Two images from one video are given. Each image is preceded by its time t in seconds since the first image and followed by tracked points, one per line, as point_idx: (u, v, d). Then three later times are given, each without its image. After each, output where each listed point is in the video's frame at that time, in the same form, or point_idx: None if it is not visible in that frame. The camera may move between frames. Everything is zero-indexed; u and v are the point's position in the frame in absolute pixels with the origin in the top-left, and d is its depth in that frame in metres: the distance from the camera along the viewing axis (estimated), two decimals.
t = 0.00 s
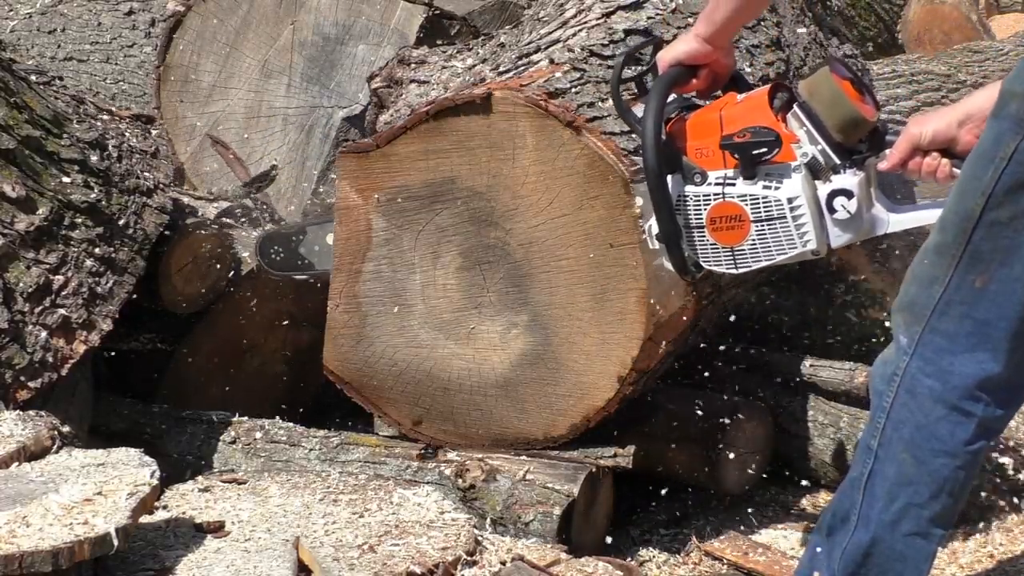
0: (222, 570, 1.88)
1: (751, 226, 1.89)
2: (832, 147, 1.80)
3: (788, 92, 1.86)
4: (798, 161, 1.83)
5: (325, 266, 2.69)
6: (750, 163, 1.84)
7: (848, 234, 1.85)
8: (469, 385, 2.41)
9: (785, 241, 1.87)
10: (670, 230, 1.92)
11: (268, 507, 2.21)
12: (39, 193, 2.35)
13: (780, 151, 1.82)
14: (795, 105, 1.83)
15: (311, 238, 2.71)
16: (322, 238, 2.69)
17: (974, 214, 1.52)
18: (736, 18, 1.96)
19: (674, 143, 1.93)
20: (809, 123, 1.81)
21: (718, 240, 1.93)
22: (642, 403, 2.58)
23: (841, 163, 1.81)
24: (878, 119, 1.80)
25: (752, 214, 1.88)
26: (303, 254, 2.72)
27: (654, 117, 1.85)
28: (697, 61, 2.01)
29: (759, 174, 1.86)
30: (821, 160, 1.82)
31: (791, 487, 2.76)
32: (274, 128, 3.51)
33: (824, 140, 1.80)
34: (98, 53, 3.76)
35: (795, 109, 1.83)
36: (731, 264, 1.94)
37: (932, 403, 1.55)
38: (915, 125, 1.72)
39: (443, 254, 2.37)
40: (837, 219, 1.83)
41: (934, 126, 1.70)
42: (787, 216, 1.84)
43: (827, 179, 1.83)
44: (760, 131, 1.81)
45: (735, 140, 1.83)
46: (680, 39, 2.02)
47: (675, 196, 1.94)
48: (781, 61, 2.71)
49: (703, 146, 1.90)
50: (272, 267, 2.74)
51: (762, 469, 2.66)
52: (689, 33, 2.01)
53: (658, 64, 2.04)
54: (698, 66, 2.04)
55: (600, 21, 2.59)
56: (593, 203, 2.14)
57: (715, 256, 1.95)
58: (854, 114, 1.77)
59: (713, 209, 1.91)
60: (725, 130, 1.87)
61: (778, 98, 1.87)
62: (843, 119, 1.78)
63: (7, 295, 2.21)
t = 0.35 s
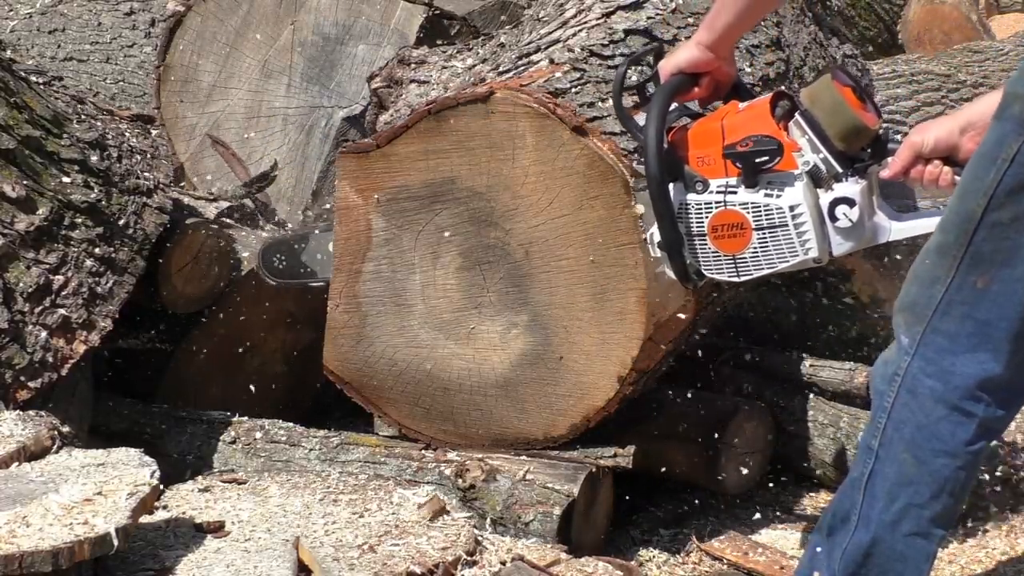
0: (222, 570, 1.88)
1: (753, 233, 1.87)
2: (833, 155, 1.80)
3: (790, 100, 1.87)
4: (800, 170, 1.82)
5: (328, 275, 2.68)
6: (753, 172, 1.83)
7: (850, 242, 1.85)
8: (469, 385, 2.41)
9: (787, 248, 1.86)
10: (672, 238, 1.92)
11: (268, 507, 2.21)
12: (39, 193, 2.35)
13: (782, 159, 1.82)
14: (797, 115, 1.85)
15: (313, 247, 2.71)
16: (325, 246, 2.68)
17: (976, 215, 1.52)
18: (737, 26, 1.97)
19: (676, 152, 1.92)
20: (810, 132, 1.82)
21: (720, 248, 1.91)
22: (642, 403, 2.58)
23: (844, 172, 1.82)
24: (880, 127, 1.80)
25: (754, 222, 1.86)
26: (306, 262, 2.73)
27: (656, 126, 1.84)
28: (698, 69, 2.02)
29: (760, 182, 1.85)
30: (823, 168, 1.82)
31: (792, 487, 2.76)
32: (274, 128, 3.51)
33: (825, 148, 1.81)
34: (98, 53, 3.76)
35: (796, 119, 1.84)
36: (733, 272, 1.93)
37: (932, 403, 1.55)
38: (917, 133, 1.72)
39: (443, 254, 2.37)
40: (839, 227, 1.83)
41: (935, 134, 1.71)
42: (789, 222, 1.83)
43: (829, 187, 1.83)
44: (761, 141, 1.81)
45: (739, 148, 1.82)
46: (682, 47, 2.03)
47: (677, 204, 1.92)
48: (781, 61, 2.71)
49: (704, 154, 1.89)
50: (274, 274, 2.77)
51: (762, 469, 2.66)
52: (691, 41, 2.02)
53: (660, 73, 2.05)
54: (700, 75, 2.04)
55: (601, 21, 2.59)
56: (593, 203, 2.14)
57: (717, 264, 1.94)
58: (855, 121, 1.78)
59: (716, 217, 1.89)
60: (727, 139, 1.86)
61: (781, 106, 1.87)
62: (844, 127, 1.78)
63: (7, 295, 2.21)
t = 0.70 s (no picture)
0: (221, 570, 1.88)
1: (756, 244, 1.87)
2: (838, 166, 1.80)
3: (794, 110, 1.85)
4: (804, 180, 1.82)
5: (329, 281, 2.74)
6: (757, 182, 1.83)
7: (853, 253, 1.84)
8: (469, 385, 2.41)
9: (790, 260, 1.86)
10: (676, 249, 1.90)
11: (268, 507, 2.21)
12: (40, 193, 2.35)
13: (786, 169, 1.82)
14: (801, 125, 1.84)
15: (316, 253, 2.79)
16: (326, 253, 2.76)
17: (977, 215, 1.52)
18: (741, 36, 1.96)
19: (681, 162, 1.92)
20: (815, 143, 1.81)
21: (725, 258, 1.90)
22: (642, 403, 2.58)
23: (848, 183, 1.81)
24: (884, 138, 1.79)
25: (758, 233, 1.86)
26: (308, 268, 2.80)
27: (661, 136, 1.83)
28: (703, 80, 2.02)
29: (765, 193, 1.85)
30: (827, 179, 1.81)
31: (792, 488, 2.75)
32: (274, 128, 3.51)
33: (830, 159, 1.80)
34: (98, 53, 3.76)
35: (801, 129, 1.83)
36: (736, 282, 1.92)
37: (934, 403, 1.55)
38: (921, 145, 1.72)
39: (443, 254, 2.37)
40: (843, 238, 1.82)
41: (939, 146, 1.71)
42: (793, 233, 1.83)
43: (833, 199, 1.82)
44: (767, 151, 1.82)
45: (744, 158, 1.83)
46: (686, 58, 2.03)
47: (681, 214, 1.91)
48: (781, 62, 2.71)
49: (709, 164, 1.89)
50: (275, 279, 2.82)
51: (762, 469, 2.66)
52: (696, 52, 2.02)
53: (665, 83, 2.05)
54: (705, 85, 2.03)
55: (600, 21, 2.59)
56: (593, 203, 2.14)
57: (720, 274, 1.93)
58: (860, 134, 1.77)
59: (720, 227, 1.88)
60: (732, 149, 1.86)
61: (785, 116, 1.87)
62: (849, 139, 1.77)
63: (7, 295, 2.21)
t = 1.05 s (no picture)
0: (221, 570, 1.88)
1: (753, 254, 1.87)
2: (836, 175, 1.78)
3: (793, 120, 1.86)
4: (801, 191, 1.81)
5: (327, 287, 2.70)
6: (754, 193, 1.82)
7: (850, 262, 1.83)
8: (469, 385, 2.41)
9: (786, 269, 1.85)
10: (672, 257, 1.92)
11: (268, 508, 2.21)
12: (39, 193, 2.35)
13: (782, 179, 1.81)
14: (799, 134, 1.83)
15: (314, 260, 2.73)
16: (324, 259, 2.70)
17: (982, 216, 1.51)
18: (741, 44, 1.94)
19: (678, 171, 1.92)
20: (813, 152, 1.79)
21: (721, 267, 1.91)
22: (642, 403, 2.58)
23: (845, 193, 1.79)
24: (881, 147, 1.78)
25: (755, 242, 1.86)
26: (307, 275, 2.75)
27: (658, 144, 1.84)
28: (702, 88, 2.01)
29: (761, 203, 1.84)
30: (824, 189, 1.80)
31: (792, 487, 2.75)
32: (274, 128, 3.51)
33: (827, 168, 1.78)
34: (98, 53, 3.76)
35: (798, 138, 1.82)
36: (733, 291, 1.93)
37: (936, 403, 1.55)
38: (919, 154, 1.70)
39: (443, 254, 2.37)
40: (840, 247, 1.82)
41: (937, 156, 1.69)
42: (789, 243, 1.82)
43: (830, 209, 1.81)
44: (763, 160, 1.80)
45: (740, 168, 1.82)
46: (685, 65, 2.03)
47: (678, 223, 1.91)
48: (781, 62, 2.70)
49: (706, 174, 1.89)
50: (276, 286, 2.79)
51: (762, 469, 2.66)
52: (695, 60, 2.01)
53: (664, 91, 2.04)
54: (704, 93, 2.03)
55: (600, 21, 2.59)
56: (593, 203, 2.14)
57: (717, 283, 1.93)
58: (858, 143, 1.76)
59: (716, 237, 1.88)
60: (728, 158, 1.86)
61: (782, 125, 1.87)
62: (846, 149, 1.76)
63: (7, 295, 2.21)
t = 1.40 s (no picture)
0: (222, 570, 1.88)
1: (754, 264, 1.87)
2: (836, 187, 1.78)
3: (794, 131, 1.86)
4: (802, 202, 1.81)
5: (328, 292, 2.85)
6: (754, 204, 1.82)
7: (850, 274, 1.83)
8: (469, 385, 2.41)
9: (788, 280, 1.85)
10: (672, 267, 1.91)
11: (268, 507, 2.21)
12: (40, 193, 2.35)
13: (783, 191, 1.80)
14: (800, 146, 1.83)
15: (315, 267, 2.94)
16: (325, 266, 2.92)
17: (984, 214, 1.51)
18: (743, 53, 1.93)
19: (679, 181, 1.91)
20: (814, 164, 1.79)
21: (721, 277, 1.91)
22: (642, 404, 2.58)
23: (846, 205, 1.79)
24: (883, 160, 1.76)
25: (755, 253, 1.85)
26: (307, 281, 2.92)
27: (660, 156, 1.83)
28: (703, 98, 2.00)
29: (762, 214, 1.84)
30: (825, 201, 1.80)
31: (792, 488, 2.75)
32: (274, 128, 3.52)
33: (828, 180, 1.78)
34: (98, 53, 3.76)
35: (800, 149, 1.82)
36: (734, 301, 1.93)
37: (935, 401, 1.55)
38: (920, 167, 1.70)
39: (443, 254, 2.37)
40: (840, 259, 1.81)
41: (938, 169, 1.69)
42: (790, 255, 1.82)
43: (831, 220, 1.81)
44: (765, 171, 1.80)
45: (740, 179, 1.81)
46: (686, 75, 2.01)
47: (679, 234, 1.92)
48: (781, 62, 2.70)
49: (708, 184, 1.88)
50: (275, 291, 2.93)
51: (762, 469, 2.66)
52: (696, 69, 2.00)
53: (665, 100, 2.04)
54: (705, 103, 2.02)
55: (600, 21, 2.59)
56: (593, 204, 2.14)
57: (718, 293, 1.94)
58: (858, 154, 1.74)
59: (717, 247, 1.88)
60: (730, 170, 1.85)
61: (783, 137, 1.86)
62: (847, 161, 1.75)
63: (7, 295, 2.21)
